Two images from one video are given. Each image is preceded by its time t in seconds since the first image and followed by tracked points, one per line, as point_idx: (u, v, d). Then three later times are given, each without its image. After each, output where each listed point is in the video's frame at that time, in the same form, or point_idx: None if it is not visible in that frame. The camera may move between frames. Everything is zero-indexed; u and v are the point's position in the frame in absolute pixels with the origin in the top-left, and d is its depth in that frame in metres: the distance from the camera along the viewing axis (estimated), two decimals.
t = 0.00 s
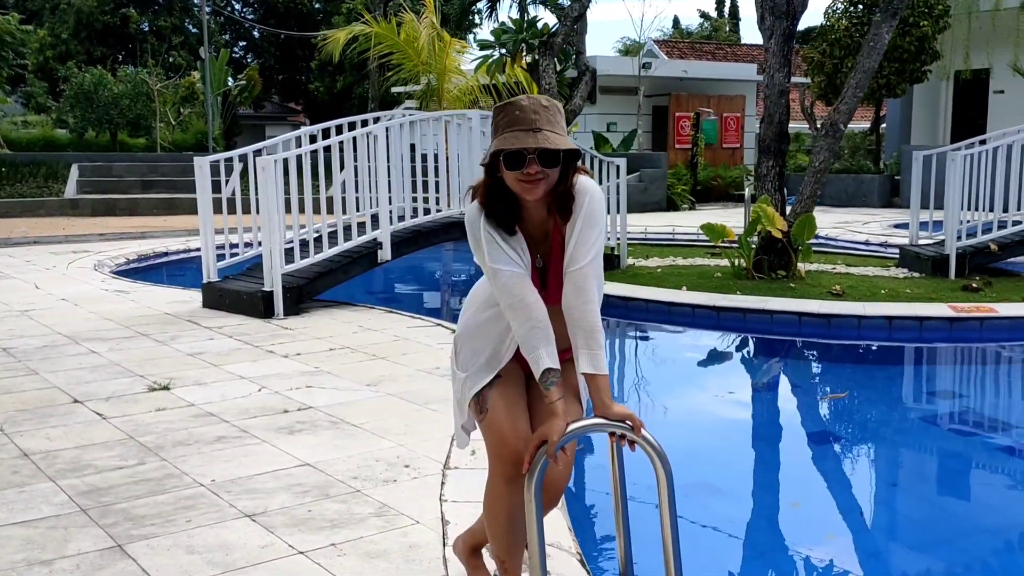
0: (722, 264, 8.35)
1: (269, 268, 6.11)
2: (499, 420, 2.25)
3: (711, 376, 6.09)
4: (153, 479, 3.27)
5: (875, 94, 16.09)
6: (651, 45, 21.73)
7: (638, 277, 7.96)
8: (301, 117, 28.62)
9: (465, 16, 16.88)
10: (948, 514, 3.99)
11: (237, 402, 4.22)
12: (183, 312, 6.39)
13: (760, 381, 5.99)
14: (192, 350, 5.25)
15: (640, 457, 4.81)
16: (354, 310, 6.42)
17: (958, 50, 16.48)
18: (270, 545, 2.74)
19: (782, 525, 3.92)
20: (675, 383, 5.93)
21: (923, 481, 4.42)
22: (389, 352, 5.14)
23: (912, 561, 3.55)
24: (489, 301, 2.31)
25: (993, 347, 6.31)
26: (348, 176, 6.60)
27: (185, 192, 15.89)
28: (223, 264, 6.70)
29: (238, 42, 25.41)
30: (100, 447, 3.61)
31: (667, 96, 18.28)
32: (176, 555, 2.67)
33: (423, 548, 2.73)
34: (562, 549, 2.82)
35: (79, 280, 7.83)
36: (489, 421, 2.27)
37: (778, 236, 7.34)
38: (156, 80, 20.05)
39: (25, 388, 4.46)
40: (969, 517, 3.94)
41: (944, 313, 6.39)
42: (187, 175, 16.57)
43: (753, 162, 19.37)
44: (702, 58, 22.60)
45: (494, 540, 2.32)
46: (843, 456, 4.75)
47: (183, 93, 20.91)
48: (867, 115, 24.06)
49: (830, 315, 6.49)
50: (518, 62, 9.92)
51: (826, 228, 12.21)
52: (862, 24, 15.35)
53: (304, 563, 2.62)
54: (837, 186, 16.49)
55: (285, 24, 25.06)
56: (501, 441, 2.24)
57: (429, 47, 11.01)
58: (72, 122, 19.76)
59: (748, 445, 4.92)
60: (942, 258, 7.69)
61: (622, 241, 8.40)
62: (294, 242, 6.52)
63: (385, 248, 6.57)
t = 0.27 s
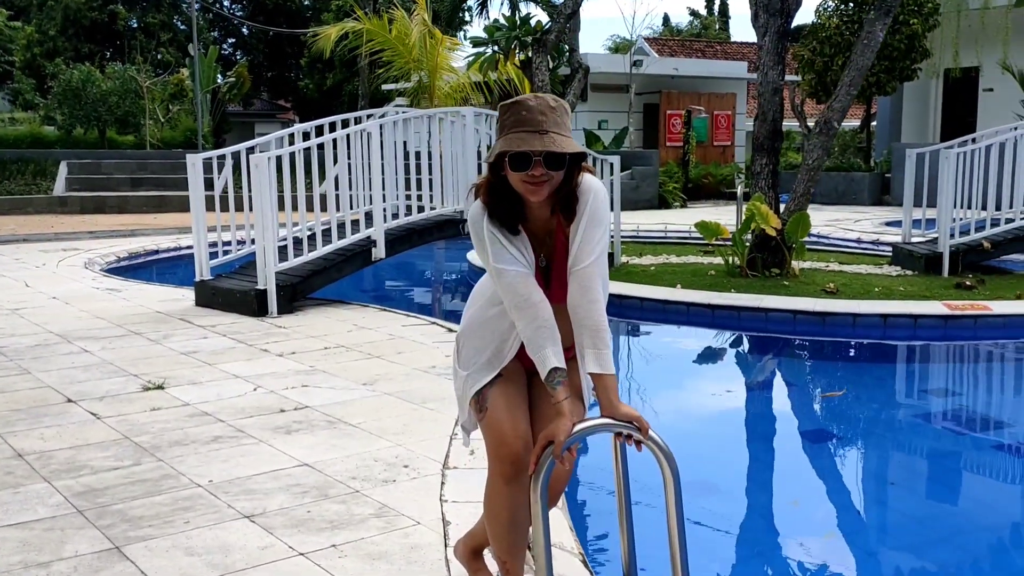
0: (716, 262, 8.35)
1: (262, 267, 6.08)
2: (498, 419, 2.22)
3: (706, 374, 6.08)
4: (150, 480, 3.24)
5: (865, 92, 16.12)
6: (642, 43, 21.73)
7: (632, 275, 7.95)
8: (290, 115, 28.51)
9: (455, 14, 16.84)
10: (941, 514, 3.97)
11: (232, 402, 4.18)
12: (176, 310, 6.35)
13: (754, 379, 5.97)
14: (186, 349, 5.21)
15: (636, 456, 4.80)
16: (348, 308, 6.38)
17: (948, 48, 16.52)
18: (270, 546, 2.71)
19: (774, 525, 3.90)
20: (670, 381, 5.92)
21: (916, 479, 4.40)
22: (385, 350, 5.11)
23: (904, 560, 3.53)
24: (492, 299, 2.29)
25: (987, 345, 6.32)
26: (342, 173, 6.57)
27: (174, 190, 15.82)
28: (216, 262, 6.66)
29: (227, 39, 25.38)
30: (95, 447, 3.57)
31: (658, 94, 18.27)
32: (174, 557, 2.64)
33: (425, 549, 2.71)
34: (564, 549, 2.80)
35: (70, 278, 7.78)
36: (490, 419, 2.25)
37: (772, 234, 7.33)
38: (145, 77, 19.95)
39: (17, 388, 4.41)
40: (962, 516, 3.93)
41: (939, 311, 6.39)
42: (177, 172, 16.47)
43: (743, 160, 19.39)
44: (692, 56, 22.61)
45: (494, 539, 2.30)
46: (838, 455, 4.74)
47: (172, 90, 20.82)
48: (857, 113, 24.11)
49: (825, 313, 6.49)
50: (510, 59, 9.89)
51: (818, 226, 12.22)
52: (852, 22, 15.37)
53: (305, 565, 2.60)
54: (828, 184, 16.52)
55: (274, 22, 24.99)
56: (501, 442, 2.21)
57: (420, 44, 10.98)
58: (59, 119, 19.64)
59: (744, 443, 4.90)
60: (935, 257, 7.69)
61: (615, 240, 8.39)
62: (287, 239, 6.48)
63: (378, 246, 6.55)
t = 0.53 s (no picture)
0: (708, 262, 8.34)
1: (254, 266, 6.04)
2: (496, 422, 2.19)
3: (699, 374, 6.06)
4: (144, 483, 3.20)
5: (855, 92, 16.15)
6: (632, 43, 21.74)
7: (624, 274, 7.93)
8: (279, 113, 28.40)
9: (445, 13, 16.79)
10: (934, 514, 3.96)
11: (226, 403, 4.15)
12: (166, 310, 6.30)
13: (747, 379, 5.96)
14: (178, 349, 5.17)
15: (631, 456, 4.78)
16: (340, 309, 6.35)
17: (937, 48, 16.57)
18: (268, 550, 2.68)
19: (765, 525, 3.88)
20: (664, 380, 5.91)
21: (908, 479, 4.39)
22: (379, 351, 5.08)
23: (894, 561, 3.52)
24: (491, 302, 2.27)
25: (980, 345, 6.32)
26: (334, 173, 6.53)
27: (163, 189, 15.74)
28: (207, 262, 6.62)
29: (215, 37, 25.28)
30: (88, 449, 3.53)
31: (648, 93, 18.27)
32: (171, 561, 2.60)
33: (424, 552, 2.68)
34: (564, 553, 2.78)
35: (59, 278, 7.72)
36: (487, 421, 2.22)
37: (765, 234, 7.33)
38: (133, 76, 19.84)
39: (8, 389, 4.36)
40: (954, 516, 3.92)
41: (933, 311, 6.39)
42: (166, 171, 16.34)
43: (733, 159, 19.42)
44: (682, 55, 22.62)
45: (494, 544, 2.26)
46: (831, 455, 4.72)
47: (160, 88, 20.71)
48: (846, 113, 24.18)
49: (819, 313, 6.48)
50: (502, 59, 9.86)
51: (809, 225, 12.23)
52: (842, 22, 15.39)
53: (303, 569, 2.56)
54: (818, 184, 16.54)
55: (262, 20, 24.90)
56: (497, 445, 2.18)
57: (411, 43, 10.94)
58: (47, 117, 19.51)
59: (736, 443, 4.89)
60: (927, 256, 7.70)
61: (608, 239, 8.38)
62: (279, 239, 6.45)
63: (371, 245, 6.51)
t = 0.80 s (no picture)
0: (700, 263, 8.33)
1: (245, 268, 5.98)
2: (488, 431, 2.13)
3: (692, 375, 6.04)
4: (137, 490, 3.15)
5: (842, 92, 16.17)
6: (619, 43, 21.73)
7: (616, 275, 7.91)
8: (264, 113, 28.26)
9: (433, 13, 16.73)
10: (925, 515, 3.94)
11: (218, 407, 4.09)
12: (155, 313, 6.23)
13: (740, 381, 5.95)
14: (168, 352, 5.11)
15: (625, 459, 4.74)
16: (331, 311, 6.30)
17: (924, 49, 16.61)
18: (265, 559, 2.63)
19: (756, 527, 3.86)
20: (657, 381, 5.88)
21: (898, 480, 4.38)
22: (372, 354, 5.04)
23: (886, 561, 3.50)
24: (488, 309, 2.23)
25: (973, 346, 6.33)
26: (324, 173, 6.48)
27: (149, 189, 15.63)
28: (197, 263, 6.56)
29: (201, 36, 25.14)
30: (78, 455, 3.47)
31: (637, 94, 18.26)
32: (166, 571, 2.55)
33: (424, 561, 2.64)
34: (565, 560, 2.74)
35: (45, 279, 7.63)
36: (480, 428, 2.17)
37: (757, 235, 7.31)
38: (118, 75, 19.70)
39: None
40: (944, 517, 3.91)
41: (925, 312, 6.39)
42: (152, 171, 16.23)
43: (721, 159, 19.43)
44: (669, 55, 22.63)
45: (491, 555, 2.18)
46: (823, 456, 4.70)
47: (145, 88, 20.57)
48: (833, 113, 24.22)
49: (811, 314, 6.47)
50: (491, 59, 9.82)
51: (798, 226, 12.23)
52: (830, 23, 15.40)
53: None
54: (806, 185, 16.56)
55: (248, 19, 24.78)
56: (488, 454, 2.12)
57: (399, 43, 10.89)
58: (31, 117, 19.35)
59: (729, 444, 4.86)
60: (918, 257, 7.71)
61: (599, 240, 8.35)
62: (269, 240, 6.39)
63: (362, 247, 6.47)
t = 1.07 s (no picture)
0: (692, 263, 8.31)
1: (236, 269, 5.93)
2: (483, 441, 2.10)
3: (685, 376, 6.02)
4: (131, 495, 3.10)
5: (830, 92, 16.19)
6: (607, 43, 21.73)
7: (608, 275, 7.88)
8: (251, 112, 28.14)
9: (422, 12, 16.70)
10: (916, 514, 3.93)
11: (212, 411, 4.05)
12: (145, 314, 6.17)
13: (732, 382, 5.92)
14: (159, 354, 5.06)
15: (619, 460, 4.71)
16: (323, 312, 6.25)
17: (912, 49, 16.66)
18: (264, 566, 2.59)
19: (749, 526, 3.84)
20: (651, 381, 5.86)
21: (888, 479, 4.37)
22: (365, 356, 5.00)
23: (877, 559, 3.49)
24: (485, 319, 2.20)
25: (966, 346, 6.33)
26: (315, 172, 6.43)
27: (136, 189, 15.53)
28: (187, 264, 6.50)
29: (187, 35, 25.01)
30: (71, 460, 3.42)
31: (625, 93, 18.26)
32: None
33: (425, 567, 2.60)
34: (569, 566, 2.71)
35: (31, 281, 7.56)
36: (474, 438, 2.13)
37: (750, 235, 7.30)
38: (103, 73, 19.55)
39: None
40: (935, 517, 3.89)
41: (919, 312, 6.39)
42: (139, 170, 16.12)
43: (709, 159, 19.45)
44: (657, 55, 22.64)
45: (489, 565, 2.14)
46: (815, 456, 4.69)
47: (131, 86, 20.43)
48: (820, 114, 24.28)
49: (806, 314, 6.46)
50: (482, 58, 9.78)
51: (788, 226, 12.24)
52: (819, 23, 15.41)
53: None
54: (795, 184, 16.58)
55: (234, 18, 24.68)
56: (484, 464, 2.08)
57: (388, 42, 10.83)
58: (15, 116, 19.19)
59: (721, 445, 4.84)
60: (910, 257, 7.72)
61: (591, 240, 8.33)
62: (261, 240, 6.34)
63: (355, 247, 6.43)
